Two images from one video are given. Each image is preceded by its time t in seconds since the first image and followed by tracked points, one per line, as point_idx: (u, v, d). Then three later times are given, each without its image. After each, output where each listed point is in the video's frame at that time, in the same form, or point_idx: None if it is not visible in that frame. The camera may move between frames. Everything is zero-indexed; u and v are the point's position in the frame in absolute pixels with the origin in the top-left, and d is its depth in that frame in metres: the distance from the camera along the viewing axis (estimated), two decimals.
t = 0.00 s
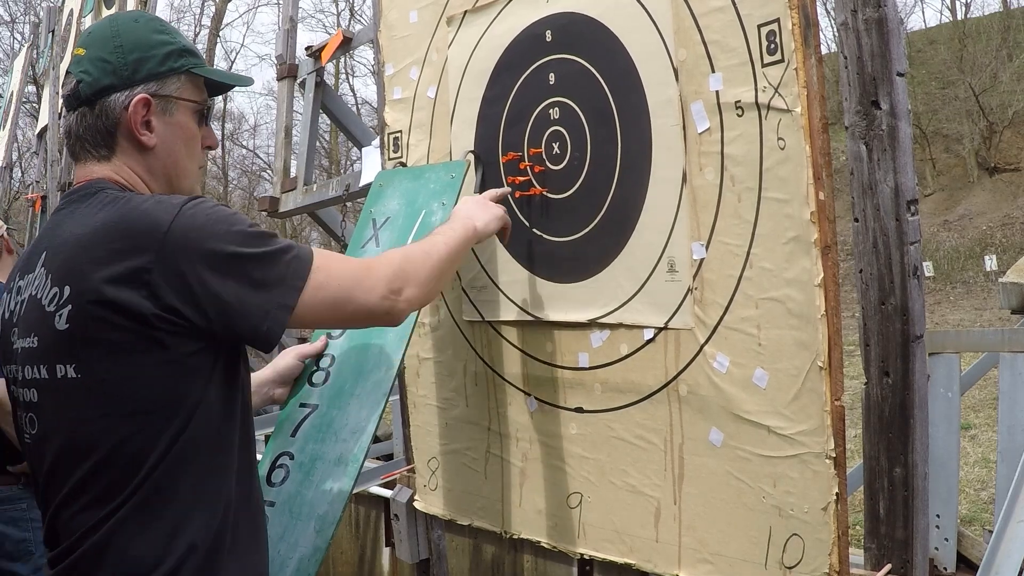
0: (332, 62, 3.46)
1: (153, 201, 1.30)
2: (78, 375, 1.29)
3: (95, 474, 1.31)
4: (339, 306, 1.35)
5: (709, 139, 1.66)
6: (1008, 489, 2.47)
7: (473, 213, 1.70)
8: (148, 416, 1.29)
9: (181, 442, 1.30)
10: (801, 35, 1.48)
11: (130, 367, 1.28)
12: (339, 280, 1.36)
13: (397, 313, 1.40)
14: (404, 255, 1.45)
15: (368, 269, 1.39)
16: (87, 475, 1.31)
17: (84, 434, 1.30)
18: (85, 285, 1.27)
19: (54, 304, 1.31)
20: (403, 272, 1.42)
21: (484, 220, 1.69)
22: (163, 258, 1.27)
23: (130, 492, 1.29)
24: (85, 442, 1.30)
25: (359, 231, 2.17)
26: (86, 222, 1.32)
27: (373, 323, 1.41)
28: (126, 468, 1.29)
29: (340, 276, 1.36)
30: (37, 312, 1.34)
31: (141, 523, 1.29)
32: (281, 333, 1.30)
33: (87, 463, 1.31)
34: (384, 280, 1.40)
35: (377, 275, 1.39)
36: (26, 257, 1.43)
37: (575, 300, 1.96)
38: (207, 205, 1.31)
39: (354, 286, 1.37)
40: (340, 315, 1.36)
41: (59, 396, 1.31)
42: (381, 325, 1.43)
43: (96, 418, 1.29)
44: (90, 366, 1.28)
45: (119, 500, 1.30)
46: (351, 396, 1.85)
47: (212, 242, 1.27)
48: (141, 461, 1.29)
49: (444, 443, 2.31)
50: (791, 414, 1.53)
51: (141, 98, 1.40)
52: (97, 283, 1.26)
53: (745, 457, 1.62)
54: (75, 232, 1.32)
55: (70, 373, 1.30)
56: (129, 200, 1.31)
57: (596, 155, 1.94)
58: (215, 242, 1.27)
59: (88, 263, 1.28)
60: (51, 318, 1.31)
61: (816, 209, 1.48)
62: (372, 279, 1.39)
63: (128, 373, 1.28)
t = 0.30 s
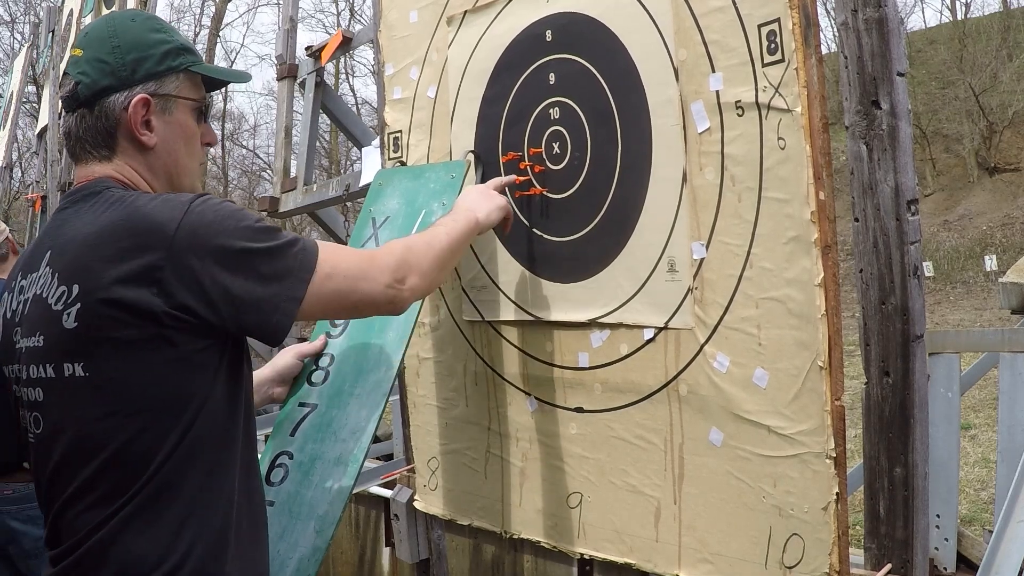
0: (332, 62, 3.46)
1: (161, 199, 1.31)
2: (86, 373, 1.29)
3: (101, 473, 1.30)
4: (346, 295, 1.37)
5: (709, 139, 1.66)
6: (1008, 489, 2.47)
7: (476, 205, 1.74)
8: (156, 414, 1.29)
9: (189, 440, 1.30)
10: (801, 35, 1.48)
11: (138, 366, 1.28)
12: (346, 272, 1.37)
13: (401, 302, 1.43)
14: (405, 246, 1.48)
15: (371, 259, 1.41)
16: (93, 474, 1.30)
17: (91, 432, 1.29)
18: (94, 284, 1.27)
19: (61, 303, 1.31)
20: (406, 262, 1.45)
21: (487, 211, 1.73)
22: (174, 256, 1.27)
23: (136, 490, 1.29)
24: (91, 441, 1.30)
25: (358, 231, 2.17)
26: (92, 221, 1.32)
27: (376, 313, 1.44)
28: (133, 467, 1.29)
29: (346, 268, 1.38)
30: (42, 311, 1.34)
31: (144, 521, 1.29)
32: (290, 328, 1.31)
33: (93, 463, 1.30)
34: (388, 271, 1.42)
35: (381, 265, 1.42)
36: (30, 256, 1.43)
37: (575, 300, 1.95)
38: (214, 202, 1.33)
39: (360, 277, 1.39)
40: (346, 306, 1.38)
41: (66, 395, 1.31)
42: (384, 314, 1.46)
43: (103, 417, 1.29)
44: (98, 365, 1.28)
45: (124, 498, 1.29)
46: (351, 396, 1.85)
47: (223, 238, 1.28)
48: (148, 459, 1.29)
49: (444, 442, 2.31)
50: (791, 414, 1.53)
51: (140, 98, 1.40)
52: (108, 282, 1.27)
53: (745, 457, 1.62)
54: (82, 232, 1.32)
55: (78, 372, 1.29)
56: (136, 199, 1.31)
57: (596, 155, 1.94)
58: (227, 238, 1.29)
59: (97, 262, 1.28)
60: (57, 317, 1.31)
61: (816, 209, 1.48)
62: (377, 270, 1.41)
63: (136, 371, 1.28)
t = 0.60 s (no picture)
0: (332, 62, 3.46)
1: (163, 198, 1.31)
2: (89, 372, 1.29)
3: (102, 473, 1.30)
4: (349, 292, 1.37)
5: (709, 139, 1.66)
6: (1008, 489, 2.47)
7: (473, 206, 1.75)
8: (157, 413, 1.29)
9: (190, 439, 1.30)
10: (801, 35, 1.48)
11: (140, 364, 1.28)
12: (347, 269, 1.37)
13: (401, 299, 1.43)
14: (405, 244, 1.49)
15: (372, 256, 1.42)
16: (94, 474, 1.31)
17: (93, 431, 1.30)
18: (97, 283, 1.27)
19: (63, 302, 1.31)
20: (406, 259, 1.46)
21: (484, 213, 1.74)
22: (176, 255, 1.27)
23: (137, 489, 1.29)
24: (93, 440, 1.30)
25: (359, 231, 2.17)
26: (94, 220, 1.32)
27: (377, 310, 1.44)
28: (135, 467, 1.29)
29: (347, 264, 1.38)
30: (43, 311, 1.34)
31: (146, 520, 1.29)
32: (291, 327, 1.31)
33: (94, 462, 1.30)
34: (389, 268, 1.43)
35: (381, 262, 1.42)
36: (31, 256, 1.43)
37: (575, 300, 1.95)
38: (217, 200, 1.33)
39: (361, 274, 1.39)
40: (348, 303, 1.38)
41: (67, 394, 1.31)
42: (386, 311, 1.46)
43: (104, 416, 1.29)
44: (100, 364, 1.28)
45: (125, 498, 1.29)
46: (351, 396, 1.85)
47: (225, 235, 1.28)
48: (150, 459, 1.29)
49: (444, 443, 2.31)
50: (791, 414, 1.53)
51: (139, 98, 1.40)
52: (111, 281, 1.27)
53: (745, 457, 1.62)
54: (84, 231, 1.32)
55: (80, 371, 1.29)
56: (138, 199, 1.31)
57: (596, 155, 1.94)
58: (229, 235, 1.29)
59: (99, 261, 1.28)
60: (59, 316, 1.31)
61: (816, 209, 1.48)
62: (378, 266, 1.41)
63: (138, 369, 1.28)
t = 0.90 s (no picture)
0: (332, 61, 3.46)
1: (163, 196, 1.31)
2: (90, 371, 1.29)
3: (102, 472, 1.30)
4: (348, 285, 1.37)
5: (709, 139, 1.66)
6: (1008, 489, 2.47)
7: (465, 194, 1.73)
8: (157, 413, 1.29)
9: (190, 438, 1.31)
10: (801, 35, 1.48)
11: (142, 363, 1.28)
12: (345, 262, 1.37)
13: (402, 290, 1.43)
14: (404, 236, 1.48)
15: (371, 249, 1.41)
16: (94, 473, 1.30)
17: (93, 431, 1.29)
18: (98, 282, 1.27)
19: (64, 301, 1.31)
20: (405, 251, 1.45)
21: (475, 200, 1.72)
22: (178, 253, 1.27)
23: (138, 489, 1.29)
24: (93, 439, 1.30)
25: (359, 231, 2.17)
26: (95, 219, 1.32)
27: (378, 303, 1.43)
28: (135, 466, 1.29)
29: (346, 258, 1.38)
30: (43, 310, 1.34)
31: (146, 520, 1.29)
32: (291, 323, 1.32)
33: (94, 462, 1.30)
34: (388, 261, 1.42)
35: (380, 255, 1.42)
36: (31, 255, 1.43)
37: (575, 300, 1.95)
38: (216, 197, 1.33)
39: (360, 267, 1.39)
40: (348, 297, 1.38)
41: (68, 393, 1.31)
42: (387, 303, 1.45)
43: (105, 415, 1.29)
44: (101, 362, 1.28)
45: (126, 497, 1.29)
46: (351, 396, 1.85)
47: (226, 232, 1.29)
48: (150, 458, 1.29)
49: (444, 443, 2.31)
50: (791, 414, 1.53)
51: (137, 98, 1.40)
52: (112, 280, 1.27)
53: (745, 457, 1.62)
54: (85, 230, 1.32)
55: (81, 370, 1.29)
56: (138, 197, 1.31)
57: (596, 155, 1.94)
58: (229, 232, 1.29)
59: (101, 260, 1.28)
60: (59, 315, 1.31)
61: (816, 209, 1.48)
62: (377, 260, 1.41)
63: (139, 368, 1.28)
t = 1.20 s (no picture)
0: (332, 61, 3.46)
1: (159, 194, 1.31)
2: (90, 371, 1.29)
3: (102, 472, 1.30)
4: (348, 280, 1.39)
5: (709, 139, 1.66)
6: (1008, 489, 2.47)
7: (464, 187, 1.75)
8: (157, 412, 1.29)
9: (190, 437, 1.31)
10: (802, 35, 1.48)
11: (141, 363, 1.28)
12: (345, 256, 1.39)
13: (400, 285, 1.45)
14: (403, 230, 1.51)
15: (370, 244, 1.43)
16: (93, 473, 1.30)
17: (93, 431, 1.29)
18: (97, 281, 1.27)
19: (63, 301, 1.30)
20: (404, 245, 1.48)
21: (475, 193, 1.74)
22: (176, 250, 1.28)
23: (138, 488, 1.29)
24: (93, 439, 1.29)
25: (359, 231, 2.17)
26: (93, 218, 1.32)
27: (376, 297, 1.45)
28: (136, 466, 1.29)
29: (346, 251, 1.39)
30: (42, 311, 1.34)
31: (146, 519, 1.29)
32: (288, 319, 1.33)
33: (93, 462, 1.30)
34: (387, 255, 1.44)
35: (379, 249, 1.44)
36: (29, 255, 1.43)
37: (575, 300, 1.95)
38: (212, 194, 1.33)
39: (359, 261, 1.41)
40: (346, 292, 1.40)
41: (68, 393, 1.31)
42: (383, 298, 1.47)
43: (105, 415, 1.29)
44: (100, 362, 1.28)
45: (125, 497, 1.29)
46: (351, 396, 1.85)
47: (224, 229, 1.29)
48: (150, 457, 1.29)
49: (444, 443, 2.31)
50: (791, 414, 1.53)
51: (132, 99, 1.40)
52: (112, 278, 1.27)
53: (745, 457, 1.62)
54: (83, 229, 1.32)
55: (81, 370, 1.29)
56: (135, 196, 1.31)
57: (596, 155, 1.94)
58: (226, 229, 1.30)
59: (100, 258, 1.28)
60: (58, 315, 1.31)
61: (816, 209, 1.48)
62: (375, 254, 1.43)
63: (139, 368, 1.28)
